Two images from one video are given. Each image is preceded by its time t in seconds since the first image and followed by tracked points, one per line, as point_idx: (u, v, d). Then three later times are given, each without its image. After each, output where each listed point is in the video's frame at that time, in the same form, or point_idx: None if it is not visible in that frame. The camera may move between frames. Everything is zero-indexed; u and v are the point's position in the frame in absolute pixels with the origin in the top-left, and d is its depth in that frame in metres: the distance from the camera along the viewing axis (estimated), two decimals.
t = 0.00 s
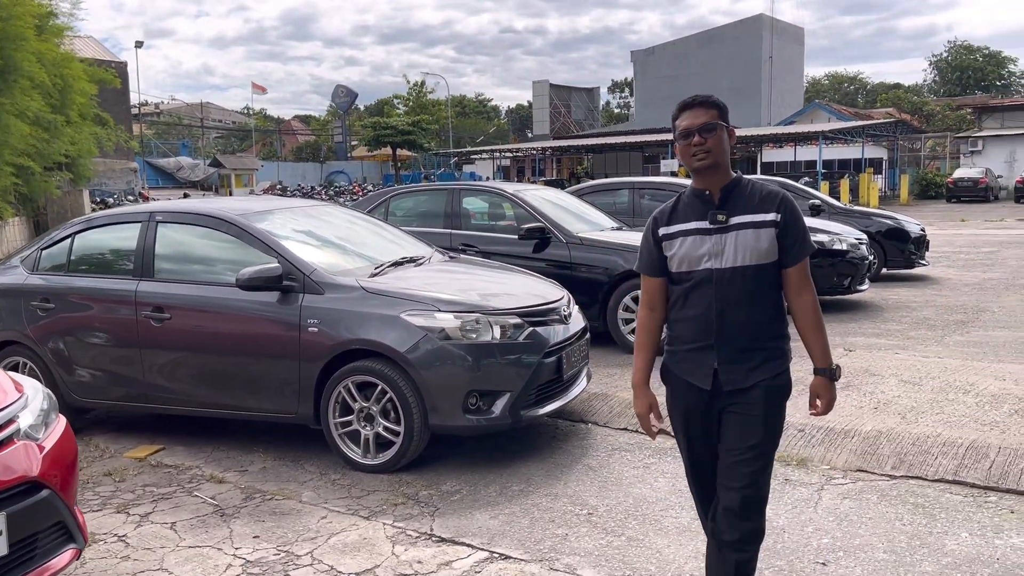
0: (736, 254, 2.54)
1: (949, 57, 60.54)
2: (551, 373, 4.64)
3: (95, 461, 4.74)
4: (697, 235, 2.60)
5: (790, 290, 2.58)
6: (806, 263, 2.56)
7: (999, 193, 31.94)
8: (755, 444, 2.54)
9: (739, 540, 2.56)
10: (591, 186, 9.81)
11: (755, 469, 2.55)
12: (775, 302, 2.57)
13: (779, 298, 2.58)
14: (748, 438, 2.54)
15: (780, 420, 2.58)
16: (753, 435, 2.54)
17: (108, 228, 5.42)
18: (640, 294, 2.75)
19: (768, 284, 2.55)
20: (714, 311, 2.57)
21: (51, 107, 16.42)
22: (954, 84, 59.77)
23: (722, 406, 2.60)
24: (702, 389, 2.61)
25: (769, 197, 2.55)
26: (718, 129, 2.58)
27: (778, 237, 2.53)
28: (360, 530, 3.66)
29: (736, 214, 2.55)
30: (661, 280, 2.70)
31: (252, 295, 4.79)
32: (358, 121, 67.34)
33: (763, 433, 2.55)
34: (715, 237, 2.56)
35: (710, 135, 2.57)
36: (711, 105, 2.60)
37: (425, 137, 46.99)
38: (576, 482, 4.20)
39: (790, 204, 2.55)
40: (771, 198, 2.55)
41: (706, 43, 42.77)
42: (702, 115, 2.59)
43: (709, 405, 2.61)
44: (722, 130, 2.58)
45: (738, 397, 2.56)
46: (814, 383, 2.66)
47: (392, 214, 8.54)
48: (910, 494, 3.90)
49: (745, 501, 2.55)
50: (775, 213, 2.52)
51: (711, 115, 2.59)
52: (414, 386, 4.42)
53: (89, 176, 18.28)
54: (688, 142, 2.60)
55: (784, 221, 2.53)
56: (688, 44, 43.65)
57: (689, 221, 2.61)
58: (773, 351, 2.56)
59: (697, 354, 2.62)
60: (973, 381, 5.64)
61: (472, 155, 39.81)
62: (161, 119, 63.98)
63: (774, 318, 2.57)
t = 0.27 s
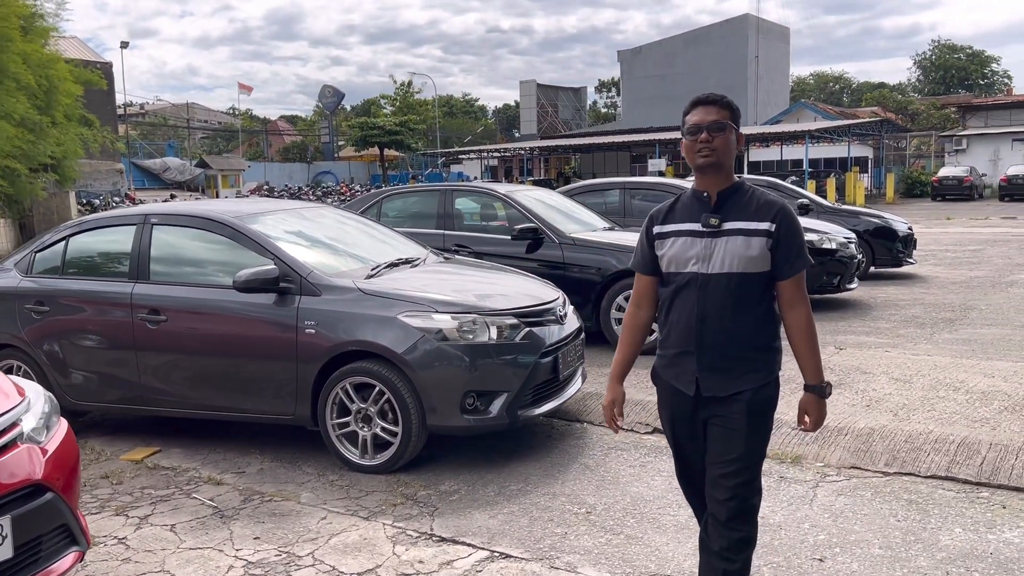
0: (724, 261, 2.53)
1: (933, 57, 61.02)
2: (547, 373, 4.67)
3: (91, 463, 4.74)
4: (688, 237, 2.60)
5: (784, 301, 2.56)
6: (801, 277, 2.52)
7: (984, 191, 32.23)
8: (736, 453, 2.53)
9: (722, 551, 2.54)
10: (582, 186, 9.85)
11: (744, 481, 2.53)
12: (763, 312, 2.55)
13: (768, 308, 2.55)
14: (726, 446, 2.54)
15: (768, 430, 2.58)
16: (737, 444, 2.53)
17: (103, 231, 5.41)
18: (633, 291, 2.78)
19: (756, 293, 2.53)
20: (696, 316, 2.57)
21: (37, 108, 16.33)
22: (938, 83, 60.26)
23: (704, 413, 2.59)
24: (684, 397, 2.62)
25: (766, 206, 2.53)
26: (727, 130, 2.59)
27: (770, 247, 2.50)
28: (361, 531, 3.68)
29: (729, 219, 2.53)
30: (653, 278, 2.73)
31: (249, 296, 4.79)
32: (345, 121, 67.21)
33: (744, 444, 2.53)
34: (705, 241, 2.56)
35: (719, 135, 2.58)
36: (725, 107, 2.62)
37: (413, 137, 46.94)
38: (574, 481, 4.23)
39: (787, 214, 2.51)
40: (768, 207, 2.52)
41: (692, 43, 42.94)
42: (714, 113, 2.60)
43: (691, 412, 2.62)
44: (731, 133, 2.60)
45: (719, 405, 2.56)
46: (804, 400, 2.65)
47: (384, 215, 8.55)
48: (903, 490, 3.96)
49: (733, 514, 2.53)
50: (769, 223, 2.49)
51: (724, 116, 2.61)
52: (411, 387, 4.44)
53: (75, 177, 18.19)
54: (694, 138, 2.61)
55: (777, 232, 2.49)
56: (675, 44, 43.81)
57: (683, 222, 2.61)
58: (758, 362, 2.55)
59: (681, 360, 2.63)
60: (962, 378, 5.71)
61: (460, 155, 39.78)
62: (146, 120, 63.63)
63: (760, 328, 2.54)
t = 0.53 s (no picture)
0: (715, 261, 2.52)
1: (922, 57, 61.34)
2: (545, 372, 4.70)
3: (91, 463, 4.75)
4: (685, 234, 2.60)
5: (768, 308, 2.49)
6: (795, 282, 2.43)
7: (973, 190, 32.44)
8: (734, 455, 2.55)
9: (729, 553, 2.57)
10: (576, 186, 9.89)
11: (746, 484, 2.54)
12: (753, 315, 2.52)
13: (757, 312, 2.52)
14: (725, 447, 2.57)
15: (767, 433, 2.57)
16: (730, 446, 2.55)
17: (102, 231, 5.41)
18: (631, 288, 2.80)
19: (745, 296, 2.51)
20: (684, 317, 2.58)
21: (28, 109, 16.27)
22: (927, 83, 60.59)
23: (697, 414, 2.61)
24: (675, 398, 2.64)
25: (764, 208, 2.49)
26: (741, 128, 2.57)
27: (762, 250, 2.46)
28: (362, 528, 3.71)
29: (726, 219, 2.52)
30: (651, 274, 2.74)
31: (248, 296, 4.81)
32: (336, 122, 67.11)
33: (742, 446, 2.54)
34: (699, 239, 2.55)
35: (733, 130, 2.57)
36: (744, 103, 2.59)
37: (404, 137, 46.91)
38: (573, 478, 4.26)
39: (784, 218, 2.46)
40: (767, 209, 2.48)
41: (683, 43, 43.07)
42: (731, 108, 2.58)
43: (683, 413, 2.64)
44: (745, 130, 2.58)
45: (710, 408, 2.57)
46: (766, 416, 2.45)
47: (380, 215, 8.57)
48: (899, 486, 4.01)
49: (739, 516, 2.55)
50: (764, 225, 2.45)
51: (740, 112, 2.59)
52: (411, 385, 4.46)
53: (65, 178, 18.09)
54: (708, 130, 2.60)
55: (771, 235, 2.45)
56: (666, 44, 43.93)
57: (682, 218, 2.62)
58: (747, 364, 2.53)
59: (672, 362, 2.65)
60: (955, 376, 5.77)
61: (451, 155, 39.78)
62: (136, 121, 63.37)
63: (749, 330, 2.52)
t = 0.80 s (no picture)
0: (714, 262, 2.51)
1: (917, 57, 61.50)
2: (547, 371, 4.73)
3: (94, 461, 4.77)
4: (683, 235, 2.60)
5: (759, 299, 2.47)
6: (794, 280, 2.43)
7: (968, 190, 32.54)
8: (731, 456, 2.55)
9: (728, 551, 2.59)
10: (575, 186, 9.92)
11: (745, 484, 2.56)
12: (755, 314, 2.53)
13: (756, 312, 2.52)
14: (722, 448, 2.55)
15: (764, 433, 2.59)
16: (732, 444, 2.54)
17: (105, 230, 5.43)
18: (625, 283, 2.77)
19: (745, 295, 2.51)
20: (686, 317, 2.56)
21: (25, 109, 16.23)
22: (922, 83, 60.75)
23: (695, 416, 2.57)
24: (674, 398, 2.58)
25: (761, 207, 2.50)
26: (740, 128, 2.59)
27: (761, 250, 2.47)
28: (367, 525, 3.73)
29: (724, 220, 2.52)
30: (647, 272, 2.72)
31: (251, 295, 4.83)
32: (332, 122, 67.07)
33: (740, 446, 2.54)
34: (698, 240, 2.55)
35: (732, 133, 2.58)
36: (741, 103, 2.61)
37: (401, 137, 46.90)
38: (575, 476, 4.29)
39: (783, 217, 2.46)
40: (763, 209, 2.50)
41: (679, 43, 43.13)
42: (729, 108, 2.60)
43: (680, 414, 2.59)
44: (742, 131, 2.59)
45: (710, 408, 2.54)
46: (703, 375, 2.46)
47: (380, 215, 8.59)
48: (897, 483, 4.05)
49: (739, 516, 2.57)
50: (762, 224, 2.46)
51: (738, 113, 2.60)
52: (414, 384, 4.49)
53: (61, 178, 18.05)
54: (705, 131, 2.61)
55: (770, 235, 2.46)
56: (662, 44, 43.99)
57: (680, 218, 2.62)
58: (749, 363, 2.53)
59: (670, 361, 2.61)
60: (952, 374, 5.81)
61: (448, 155, 39.79)
62: (131, 120, 63.25)
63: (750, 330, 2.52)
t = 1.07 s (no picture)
0: (706, 259, 2.51)
1: (915, 57, 61.59)
2: (550, 369, 4.75)
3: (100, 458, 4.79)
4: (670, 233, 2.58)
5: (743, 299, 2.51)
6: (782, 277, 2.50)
7: (966, 191, 32.62)
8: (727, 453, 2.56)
9: (726, 548, 2.61)
10: (575, 186, 9.95)
11: (742, 482, 2.57)
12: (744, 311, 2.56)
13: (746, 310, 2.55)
14: (718, 446, 2.57)
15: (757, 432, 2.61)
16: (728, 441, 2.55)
17: (110, 228, 5.45)
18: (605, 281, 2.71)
19: (736, 292, 2.53)
20: (679, 316, 2.54)
21: (25, 108, 16.25)
22: (920, 84, 60.83)
23: (692, 416, 2.56)
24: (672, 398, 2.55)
25: (747, 206, 2.54)
26: (725, 128, 2.59)
27: (750, 247, 2.50)
28: (373, 521, 3.76)
29: (713, 218, 2.54)
30: (631, 272, 2.67)
31: (256, 293, 4.86)
32: (331, 121, 67.08)
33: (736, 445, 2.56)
34: (688, 238, 2.54)
35: (718, 132, 2.58)
36: (726, 102, 2.60)
37: (400, 136, 46.91)
38: (579, 473, 4.32)
39: (768, 216, 2.52)
40: (750, 207, 2.54)
41: (678, 43, 43.19)
42: (715, 108, 2.58)
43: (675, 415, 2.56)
44: (728, 131, 2.59)
45: (705, 406, 2.54)
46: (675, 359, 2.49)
47: (382, 214, 8.62)
48: (899, 480, 4.08)
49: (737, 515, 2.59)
50: (751, 222, 2.50)
51: (724, 112, 2.59)
52: (419, 381, 4.52)
53: (60, 177, 18.06)
54: (692, 131, 2.59)
55: (759, 232, 2.50)
56: (661, 44, 44.05)
57: (666, 216, 2.60)
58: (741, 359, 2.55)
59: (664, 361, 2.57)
60: (953, 373, 5.85)
61: (447, 155, 39.82)
62: (129, 119, 63.23)
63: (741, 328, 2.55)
